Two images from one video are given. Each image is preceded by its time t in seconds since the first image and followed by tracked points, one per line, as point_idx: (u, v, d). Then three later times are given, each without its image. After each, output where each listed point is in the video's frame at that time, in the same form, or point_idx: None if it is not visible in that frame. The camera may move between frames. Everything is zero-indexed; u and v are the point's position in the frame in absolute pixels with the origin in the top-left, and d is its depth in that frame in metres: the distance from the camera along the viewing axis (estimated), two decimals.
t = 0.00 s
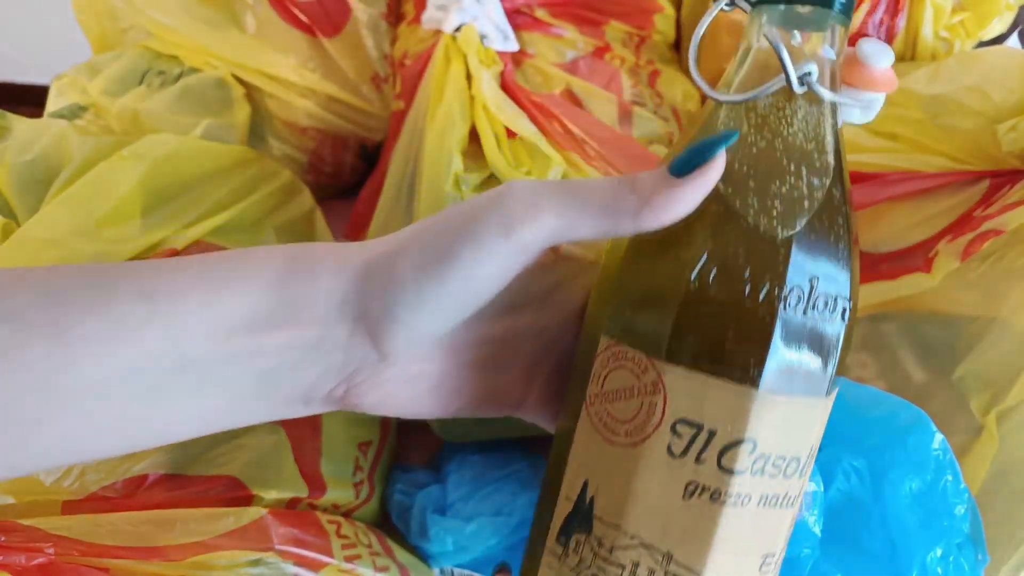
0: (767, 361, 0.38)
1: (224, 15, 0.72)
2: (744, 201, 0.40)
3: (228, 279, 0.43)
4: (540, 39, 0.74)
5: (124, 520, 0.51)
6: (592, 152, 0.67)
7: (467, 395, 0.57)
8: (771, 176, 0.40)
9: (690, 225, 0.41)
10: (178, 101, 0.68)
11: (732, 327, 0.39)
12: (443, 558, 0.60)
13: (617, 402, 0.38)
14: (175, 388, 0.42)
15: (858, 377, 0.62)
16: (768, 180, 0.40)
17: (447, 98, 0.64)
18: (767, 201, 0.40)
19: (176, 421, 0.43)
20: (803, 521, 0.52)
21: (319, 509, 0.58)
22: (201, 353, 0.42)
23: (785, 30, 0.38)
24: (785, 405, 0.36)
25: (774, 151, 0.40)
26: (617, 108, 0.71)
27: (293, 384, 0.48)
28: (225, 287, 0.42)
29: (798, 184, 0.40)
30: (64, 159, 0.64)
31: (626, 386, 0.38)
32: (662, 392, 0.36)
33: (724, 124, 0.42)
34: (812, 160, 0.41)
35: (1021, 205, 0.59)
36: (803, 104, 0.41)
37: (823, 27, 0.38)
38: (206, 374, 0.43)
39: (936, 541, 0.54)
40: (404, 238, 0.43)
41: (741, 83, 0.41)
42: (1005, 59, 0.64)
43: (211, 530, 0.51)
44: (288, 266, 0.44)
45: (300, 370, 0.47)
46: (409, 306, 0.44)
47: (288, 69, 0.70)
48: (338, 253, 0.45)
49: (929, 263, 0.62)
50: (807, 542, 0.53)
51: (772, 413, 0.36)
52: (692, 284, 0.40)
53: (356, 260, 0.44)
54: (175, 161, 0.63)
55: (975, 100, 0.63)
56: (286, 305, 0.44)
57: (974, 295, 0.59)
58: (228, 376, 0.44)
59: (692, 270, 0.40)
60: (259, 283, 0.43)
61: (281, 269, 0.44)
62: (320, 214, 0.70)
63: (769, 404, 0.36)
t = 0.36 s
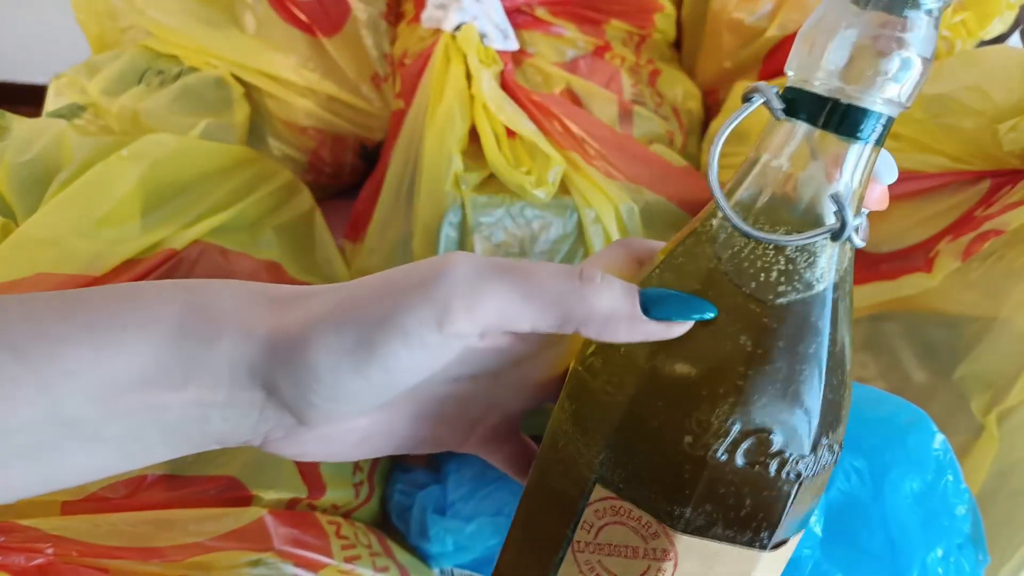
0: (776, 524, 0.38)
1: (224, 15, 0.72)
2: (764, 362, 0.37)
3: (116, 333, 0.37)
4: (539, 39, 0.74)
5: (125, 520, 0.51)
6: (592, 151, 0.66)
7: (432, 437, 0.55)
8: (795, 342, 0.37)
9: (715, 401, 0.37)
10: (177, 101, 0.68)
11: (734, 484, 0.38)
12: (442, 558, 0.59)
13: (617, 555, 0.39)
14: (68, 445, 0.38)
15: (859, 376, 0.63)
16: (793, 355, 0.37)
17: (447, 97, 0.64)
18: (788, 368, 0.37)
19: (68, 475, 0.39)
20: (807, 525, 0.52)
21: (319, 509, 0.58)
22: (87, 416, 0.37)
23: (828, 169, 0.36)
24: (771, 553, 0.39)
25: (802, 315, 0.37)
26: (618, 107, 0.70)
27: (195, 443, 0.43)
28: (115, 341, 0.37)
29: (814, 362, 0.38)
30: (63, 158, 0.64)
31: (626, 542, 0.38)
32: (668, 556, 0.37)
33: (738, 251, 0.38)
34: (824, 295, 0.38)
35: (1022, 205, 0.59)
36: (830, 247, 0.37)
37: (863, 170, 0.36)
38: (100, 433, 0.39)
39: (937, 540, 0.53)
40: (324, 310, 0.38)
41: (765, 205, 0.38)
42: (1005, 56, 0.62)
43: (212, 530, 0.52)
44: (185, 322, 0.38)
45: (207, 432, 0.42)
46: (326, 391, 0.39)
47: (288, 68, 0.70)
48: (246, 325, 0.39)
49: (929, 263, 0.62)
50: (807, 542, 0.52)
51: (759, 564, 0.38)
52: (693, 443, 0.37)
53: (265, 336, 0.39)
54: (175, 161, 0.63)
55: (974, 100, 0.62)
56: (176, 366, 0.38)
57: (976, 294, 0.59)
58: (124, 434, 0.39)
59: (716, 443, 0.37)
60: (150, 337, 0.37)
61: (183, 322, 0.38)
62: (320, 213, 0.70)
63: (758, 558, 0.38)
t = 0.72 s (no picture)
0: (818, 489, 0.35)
1: (227, 18, 0.73)
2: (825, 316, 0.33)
3: (106, 305, 0.36)
4: (539, 42, 0.75)
5: (128, 517, 0.52)
6: (591, 154, 0.67)
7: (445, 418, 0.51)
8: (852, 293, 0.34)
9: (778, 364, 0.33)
10: (180, 103, 0.69)
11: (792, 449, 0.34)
12: (443, 554, 0.61)
13: (672, 528, 0.35)
14: (68, 421, 0.37)
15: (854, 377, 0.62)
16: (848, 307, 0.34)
17: (447, 101, 0.64)
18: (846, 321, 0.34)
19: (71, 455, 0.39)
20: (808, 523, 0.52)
21: (323, 506, 0.59)
22: (83, 388, 0.37)
23: (861, 126, 0.32)
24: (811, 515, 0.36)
25: (852, 264, 0.34)
26: (617, 110, 0.71)
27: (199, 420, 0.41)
28: (109, 313, 0.36)
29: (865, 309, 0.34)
30: (69, 159, 0.65)
31: (682, 514, 0.34)
32: (728, 521, 0.34)
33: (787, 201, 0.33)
34: (867, 249, 0.34)
35: (1017, 206, 0.59)
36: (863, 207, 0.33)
37: (896, 136, 0.32)
38: (98, 408, 0.38)
39: (933, 538, 0.54)
40: (336, 268, 0.36)
41: (789, 156, 0.33)
42: (1001, 60, 0.63)
43: (212, 528, 0.52)
44: (183, 289, 0.37)
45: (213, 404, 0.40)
46: (336, 356, 0.37)
47: (290, 71, 0.70)
48: (253, 288, 0.37)
49: (925, 263, 0.62)
50: (805, 539, 0.53)
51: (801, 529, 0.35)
52: (756, 407, 0.33)
53: (273, 298, 0.37)
54: (177, 163, 0.64)
55: (969, 102, 0.63)
56: (175, 334, 0.37)
57: (970, 295, 0.60)
58: (123, 407, 0.38)
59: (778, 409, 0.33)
60: (145, 307, 0.36)
61: (181, 287, 0.37)
62: (323, 215, 0.72)
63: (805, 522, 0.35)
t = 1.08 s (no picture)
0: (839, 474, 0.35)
1: (228, 18, 0.72)
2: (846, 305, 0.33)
3: (109, 312, 0.35)
4: (539, 42, 0.75)
5: (127, 517, 0.52)
6: (591, 155, 0.67)
7: (450, 420, 0.51)
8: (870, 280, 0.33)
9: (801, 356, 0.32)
10: (181, 103, 0.69)
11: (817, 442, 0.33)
12: (443, 554, 0.61)
13: (696, 526, 0.34)
14: (69, 428, 0.37)
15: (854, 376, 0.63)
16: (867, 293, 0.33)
17: (447, 101, 0.64)
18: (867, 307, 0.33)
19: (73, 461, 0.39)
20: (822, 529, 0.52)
21: (323, 506, 0.59)
22: (85, 395, 0.36)
23: (874, 119, 0.31)
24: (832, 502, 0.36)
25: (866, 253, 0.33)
26: (617, 110, 0.71)
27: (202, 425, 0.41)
28: (108, 321, 0.35)
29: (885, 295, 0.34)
30: (69, 159, 0.65)
31: (707, 511, 0.34)
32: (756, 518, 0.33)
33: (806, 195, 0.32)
34: (880, 237, 0.34)
35: (1017, 206, 0.59)
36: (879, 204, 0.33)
37: (908, 129, 0.32)
38: (100, 415, 0.37)
39: (933, 538, 0.54)
40: (350, 274, 0.35)
41: (803, 154, 0.32)
42: (1003, 60, 0.63)
43: (211, 528, 0.52)
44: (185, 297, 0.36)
45: (218, 410, 0.40)
46: (353, 364, 0.37)
47: (291, 71, 0.71)
48: (261, 295, 0.36)
49: (926, 263, 0.61)
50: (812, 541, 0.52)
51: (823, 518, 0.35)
52: (780, 401, 0.33)
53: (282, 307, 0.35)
54: (176, 163, 0.64)
55: (969, 102, 0.63)
56: (177, 344, 0.36)
57: (970, 295, 0.60)
58: (125, 414, 0.38)
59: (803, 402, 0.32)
60: (146, 315, 0.35)
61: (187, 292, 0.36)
62: (323, 214, 0.72)
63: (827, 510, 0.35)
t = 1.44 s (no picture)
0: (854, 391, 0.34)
1: (227, 17, 0.72)
2: (864, 239, 0.35)
3: (143, 262, 0.39)
4: (539, 41, 0.74)
5: (126, 520, 0.52)
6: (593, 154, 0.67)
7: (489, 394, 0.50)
8: (884, 218, 0.36)
9: (817, 282, 0.34)
10: (179, 102, 0.68)
11: (845, 368, 0.34)
12: (444, 557, 0.60)
13: (656, 440, 0.34)
14: (101, 389, 0.40)
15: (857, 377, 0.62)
16: (883, 229, 0.36)
17: (448, 98, 0.64)
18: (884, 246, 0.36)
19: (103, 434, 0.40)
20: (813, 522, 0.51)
21: (320, 509, 0.58)
22: (119, 347, 0.39)
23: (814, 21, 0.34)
24: (849, 429, 0.33)
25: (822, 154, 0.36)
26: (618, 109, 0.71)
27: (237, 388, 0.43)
28: (146, 268, 0.39)
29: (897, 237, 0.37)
30: (67, 159, 0.64)
31: (665, 422, 0.33)
32: (709, 429, 0.32)
33: (794, 139, 0.36)
34: (858, 142, 0.36)
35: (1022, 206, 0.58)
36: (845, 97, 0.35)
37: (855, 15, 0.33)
38: (132, 372, 0.40)
39: (936, 540, 0.54)
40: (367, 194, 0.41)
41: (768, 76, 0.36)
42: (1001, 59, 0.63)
43: (211, 530, 0.52)
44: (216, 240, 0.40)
45: (256, 361, 0.43)
46: (376, 270, 0.40)
47: (291, 70, 0.70)
48: (289, 224, 0.41)
49: (927, 263, 0.61)
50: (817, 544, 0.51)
51: (832, 441, 0.33)
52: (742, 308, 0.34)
53: (308, 227, 0.41)
54: (175, 162, 0.63)
55: (970, 101, 0.63)
56: (211, 285, 0.40)
57: (973, 294, 0.59)
58: (155, 371, 0.41)
59: (828, 321, 0.34)
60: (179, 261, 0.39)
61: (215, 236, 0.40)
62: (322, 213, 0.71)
63: (831, 430, 0.33)
